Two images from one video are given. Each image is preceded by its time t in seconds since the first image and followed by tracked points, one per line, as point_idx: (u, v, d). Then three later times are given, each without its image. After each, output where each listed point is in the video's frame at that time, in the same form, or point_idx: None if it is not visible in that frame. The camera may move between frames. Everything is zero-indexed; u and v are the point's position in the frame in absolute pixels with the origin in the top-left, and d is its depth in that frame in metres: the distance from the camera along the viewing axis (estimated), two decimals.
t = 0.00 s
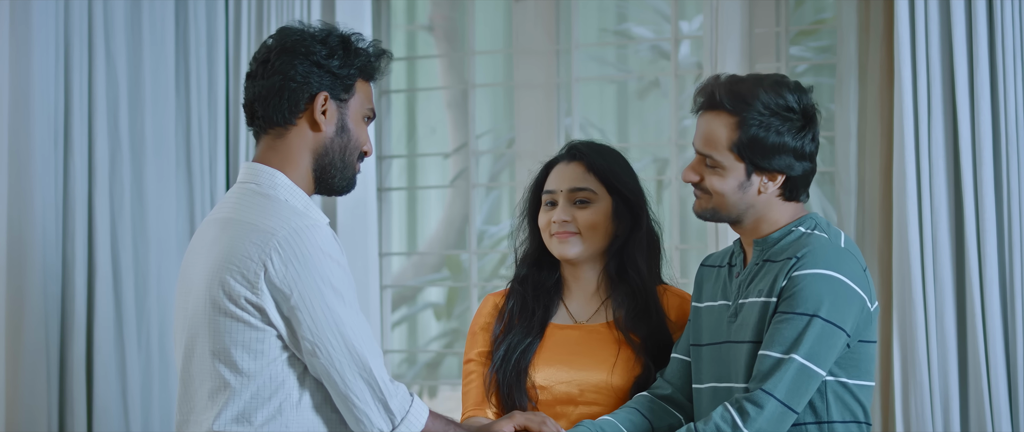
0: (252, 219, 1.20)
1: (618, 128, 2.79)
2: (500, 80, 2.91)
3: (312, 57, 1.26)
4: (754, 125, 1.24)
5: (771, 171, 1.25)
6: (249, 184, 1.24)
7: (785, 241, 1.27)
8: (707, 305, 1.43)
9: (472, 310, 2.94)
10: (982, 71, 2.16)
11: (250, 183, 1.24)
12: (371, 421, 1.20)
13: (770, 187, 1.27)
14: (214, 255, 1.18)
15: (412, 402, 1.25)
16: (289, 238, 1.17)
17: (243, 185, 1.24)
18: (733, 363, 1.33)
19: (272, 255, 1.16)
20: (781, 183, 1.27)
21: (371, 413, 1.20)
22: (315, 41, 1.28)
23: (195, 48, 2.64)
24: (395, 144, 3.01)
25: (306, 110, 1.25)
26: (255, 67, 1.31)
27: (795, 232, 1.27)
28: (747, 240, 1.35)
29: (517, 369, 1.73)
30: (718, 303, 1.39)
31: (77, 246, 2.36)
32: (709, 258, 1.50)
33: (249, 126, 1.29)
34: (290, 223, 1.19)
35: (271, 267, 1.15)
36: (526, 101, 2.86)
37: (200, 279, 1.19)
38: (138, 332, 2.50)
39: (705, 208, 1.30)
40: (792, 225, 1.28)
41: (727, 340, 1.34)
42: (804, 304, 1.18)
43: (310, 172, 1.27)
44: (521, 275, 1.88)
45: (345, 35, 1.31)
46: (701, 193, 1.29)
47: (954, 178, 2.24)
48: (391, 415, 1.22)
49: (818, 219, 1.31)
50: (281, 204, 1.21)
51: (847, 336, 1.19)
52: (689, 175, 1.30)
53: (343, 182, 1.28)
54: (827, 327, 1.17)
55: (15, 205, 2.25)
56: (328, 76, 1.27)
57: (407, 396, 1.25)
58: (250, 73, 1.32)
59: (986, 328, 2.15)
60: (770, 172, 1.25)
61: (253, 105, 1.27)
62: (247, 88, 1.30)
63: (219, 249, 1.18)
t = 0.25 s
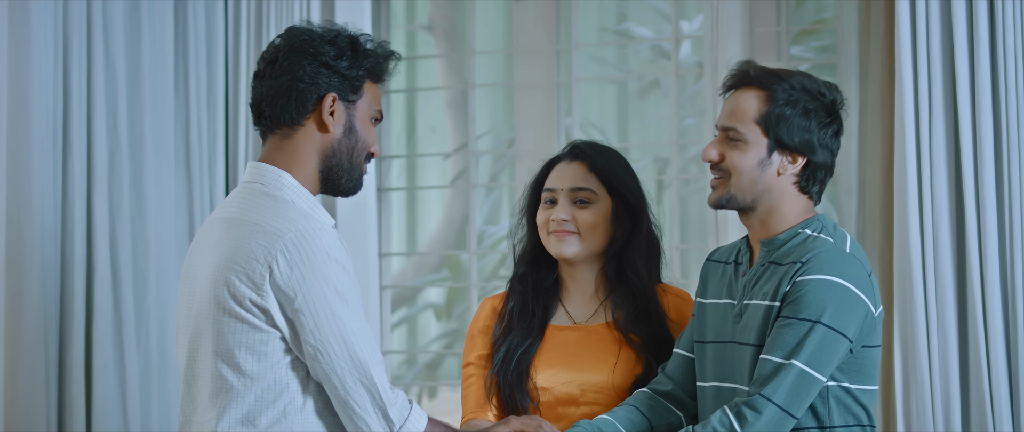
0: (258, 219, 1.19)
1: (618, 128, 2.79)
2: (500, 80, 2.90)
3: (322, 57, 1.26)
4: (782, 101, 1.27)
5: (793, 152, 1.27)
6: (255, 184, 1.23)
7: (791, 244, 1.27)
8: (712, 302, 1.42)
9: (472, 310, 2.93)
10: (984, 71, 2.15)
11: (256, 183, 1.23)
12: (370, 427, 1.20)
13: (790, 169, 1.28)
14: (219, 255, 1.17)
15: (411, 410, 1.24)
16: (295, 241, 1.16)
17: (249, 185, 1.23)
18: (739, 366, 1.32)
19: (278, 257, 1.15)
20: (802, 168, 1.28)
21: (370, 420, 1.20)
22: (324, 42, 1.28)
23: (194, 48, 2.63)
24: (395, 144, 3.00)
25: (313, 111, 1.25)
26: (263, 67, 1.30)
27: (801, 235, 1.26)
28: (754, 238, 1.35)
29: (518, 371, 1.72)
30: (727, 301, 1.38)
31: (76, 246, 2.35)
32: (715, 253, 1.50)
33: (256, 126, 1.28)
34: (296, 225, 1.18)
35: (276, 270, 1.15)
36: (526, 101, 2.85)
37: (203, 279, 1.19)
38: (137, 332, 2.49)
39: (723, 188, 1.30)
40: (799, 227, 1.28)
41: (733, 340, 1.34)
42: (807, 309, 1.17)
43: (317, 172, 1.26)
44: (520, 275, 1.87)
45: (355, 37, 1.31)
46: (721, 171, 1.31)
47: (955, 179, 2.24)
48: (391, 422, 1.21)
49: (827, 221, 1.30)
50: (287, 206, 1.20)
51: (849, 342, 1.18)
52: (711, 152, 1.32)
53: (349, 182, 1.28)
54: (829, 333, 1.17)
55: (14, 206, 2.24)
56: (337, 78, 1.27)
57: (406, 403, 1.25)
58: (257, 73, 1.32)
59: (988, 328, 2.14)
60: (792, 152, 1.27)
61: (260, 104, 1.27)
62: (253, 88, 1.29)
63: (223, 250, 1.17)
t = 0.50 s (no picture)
0: (261, 219, 1.18)
1: (618, 128, 2.78)
2: (500, 80, 2.89)
3: (325, 57, 1.25)
4: (803, 90, 1.29)
5: (814, 140, 1.29)
6: (259, 183, 1.22)
7: (808, 241, 1.26)
8: (729, 298, 1.42)
9: (471, 311, 2.92)
10: (985, 70, 2.15)
11: (261, 183, 1.22)
12: (375, 427, 1.19)
13: (811, 157, 1.29)
14: (223, 255, 1.17)
15: (416, 409, 1.24)
16: (299, 241, 1.15)
17: (253, 184, 1.23)
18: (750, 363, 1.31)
19: (282, 258, 1.14)
20: (824, 157, 1.29)
21: (375, 420, 1.19)
22: (327, 41, 1.27)
23: (193, 48, 2.62)
24: (395, 145, 3.00)
25: (318, 111, 1.24)
26: (267, 67, 1.30)
27: (818, 232, 1.26)
28: (772, 233, 1.35)
29: (520, 372, 1.72)
30: (743, 297, 1.38)
31: (75, 246, 2.34)
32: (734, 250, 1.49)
33: (261, 126, 1.28)
34: (300, 225, 1.17)
35: (280, 270, 1.14)
36: (526, 101, 2.85)
37: (208, 279, 1.18)
38: (136, 333, 2.48)
39: (744, 177, 1.32)
40: (817, 224, 1.28)
41: (746, 337, 1.33)
42: (821, 307, 1.17)
43: (322, 172, 1.25)
44: (517, 276, 1.86)
45: (359, 36, 1.31)
46: (742, 161, 1.33)
47: (957, 178, 2.23)
48: (396, 422, 1.21)
49: (842, 218, 1.29)
50: (291, 205, 1.20)
51: (862, 341, 1.17)
52: (731, 143, 1.34)
53: (355, 182, 1.27)
54: (843, 331, 1.16)
55: (13, 205, 2.24)
56: (341, 77, 1.26)
57: (411, 402, 1.24)
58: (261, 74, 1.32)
59: (988, 329, 2.13)
60: (813, 139, 1.29)
61: (265, 105, 1.26)
62: (259, 90, 1.29)
63: (227, 250, 1.16)
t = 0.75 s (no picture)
0: (265, 220, 1.17)
1: (618, 127, 2.78)
2: (500, 79, 2.89)
3: (333, 58, 1.25)
4: (823, 86, 1.28)
5: (835, 135, 1.28)
6: (264, 183, 1.22)
7: (833, 241, 1.25)
8: (762, 295, 1.42)
9: (471, 311, 2.92)
10: (985, 69, 2.14)
11: (266, 182, 1.22)
12: None
13: (833, 153, 1.28)
14: (226, 254, 1.16)
15: (413, 416, 1.23)
16: (302, 243, 1.15)
17: (259, 184, 1.22)
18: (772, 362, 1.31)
19: (284, 259, 1.13)
20: (847, 151, 1.28)
21: (371, 426, 1.18)
22: (335, 42, 1.27)
23: (192, 48, 2.62)
24: (394, 145, 2.99)
25: (325, 112, 1.24)
26: (276, 66, 1.30)
27: (843, 233, 1.25)
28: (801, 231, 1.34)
29: (522, 372, 1.71)
30: (769, 293, 1.39)
31: (74, 246, 2.34)
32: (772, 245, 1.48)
33: (268, 126, 1.28)
34: (304, 227, 1.16)
35: (282, 271, 1.13)
36: (526, 101, 2.84)
37: (210, 278, 1.18)
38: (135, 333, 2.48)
39: (769, 175, 1.32)
40: (842, 224, 1.26)
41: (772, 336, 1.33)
42: (837, 310, 1.16)
43: (327, 174, 1.25)
44: (518, 276, 1.86)
45: (368, 37, 1.30)
46: (767, 160, 1.33)
47: (958, 178, 2.22)
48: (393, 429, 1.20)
49: (870, 220, 1.27)
50: (295, 207, 1.19)
51: (879, 347, 1.16)
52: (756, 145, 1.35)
53: (361, 184, 1.26)
54: (858, 337, 1.15)
55: (12, 206, 2.24)
56: (349, 79, 1.26)
57: (409, 409, 1.23)
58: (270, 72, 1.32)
59: (989, 329, 2.13)
60: (834, 135, 1.28)
61: (273, 104, 1.26)
62: (268, 88, 1.29)
63: (229, 249, 1.16)
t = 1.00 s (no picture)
0: (270, 219, 1.17)
1: (618, 127, 2.77)
2: (500, 79, 2.88)
3: (341, 61, 1.23)
4: (824, 97, 1.27)
5: (840, 147, 1.27)
6: (274, 182, 1.22)
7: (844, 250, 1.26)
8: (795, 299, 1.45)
9: (471, 312, 2.91)
10: (987, 69, 2.14)
11: (275, 182, 1.22)
12: None
13: (839, 165, 1.28)
14: (231, 251, 1.17)
15: None
16: (304, 244, 1.14)
17: (269, 183, 1.23)
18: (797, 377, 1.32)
19: (285, 259, 1.13)
20: (853, 162, 1.28)
21: None
22: (342, 44, 1.25)
23: (191, 47, 2.61)
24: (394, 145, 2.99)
25: (335, 116, 1.23)
26: (284, 70, 1.28)
27: (854, 242, 1.25)
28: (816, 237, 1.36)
29: (522, 373, 1.70)
30: (797, 300, 1.42)
31: (73, 248, 2.33)
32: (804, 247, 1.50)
33: (280, 129, 1.27)
34: (308, 228, 1.16)
35: (282, 271, 1.12)
36: (526, 101, 2.84)
37: (215, 274, 1.18)
38: (134, 334, 2.47)
39: (776, 187, 1.33)
40: (853, 233, 1.27)
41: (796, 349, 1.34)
42: (849, 329, 1.16)
43: (339, 176, 1.24)
44: (520, 276, 1.86)
45: (378, 38, 1.28)
46: (774, 171, 1.33)
47: (959, 179, 2.22)
48: None
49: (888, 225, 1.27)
50: (301, 208, 1.19)
51: (898, 360, 1.16)
52: (763, 156, 1.35)
53: (376, 184, 1.26)
54: (875, 354, 1.15)
55: (11, 207, 2.23)
56: (358, 82, 1.24)
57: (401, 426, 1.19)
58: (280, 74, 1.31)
59: (990, 330, 2.13)
60: (839, 147, 1.27)
61: (282, 107, 1.25)
62: (278, 91, 1.28)
63: (235, 247, 1.16)
